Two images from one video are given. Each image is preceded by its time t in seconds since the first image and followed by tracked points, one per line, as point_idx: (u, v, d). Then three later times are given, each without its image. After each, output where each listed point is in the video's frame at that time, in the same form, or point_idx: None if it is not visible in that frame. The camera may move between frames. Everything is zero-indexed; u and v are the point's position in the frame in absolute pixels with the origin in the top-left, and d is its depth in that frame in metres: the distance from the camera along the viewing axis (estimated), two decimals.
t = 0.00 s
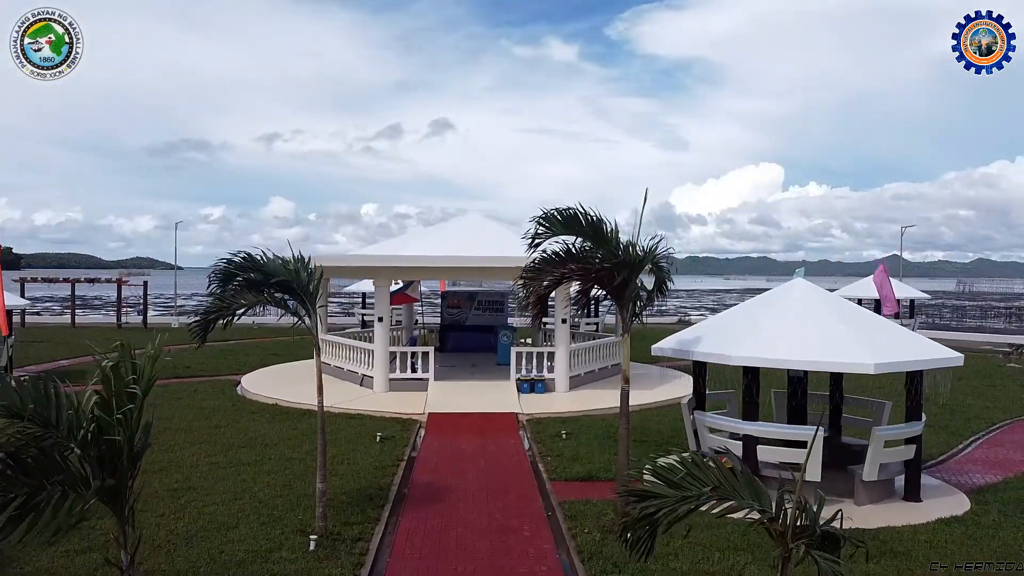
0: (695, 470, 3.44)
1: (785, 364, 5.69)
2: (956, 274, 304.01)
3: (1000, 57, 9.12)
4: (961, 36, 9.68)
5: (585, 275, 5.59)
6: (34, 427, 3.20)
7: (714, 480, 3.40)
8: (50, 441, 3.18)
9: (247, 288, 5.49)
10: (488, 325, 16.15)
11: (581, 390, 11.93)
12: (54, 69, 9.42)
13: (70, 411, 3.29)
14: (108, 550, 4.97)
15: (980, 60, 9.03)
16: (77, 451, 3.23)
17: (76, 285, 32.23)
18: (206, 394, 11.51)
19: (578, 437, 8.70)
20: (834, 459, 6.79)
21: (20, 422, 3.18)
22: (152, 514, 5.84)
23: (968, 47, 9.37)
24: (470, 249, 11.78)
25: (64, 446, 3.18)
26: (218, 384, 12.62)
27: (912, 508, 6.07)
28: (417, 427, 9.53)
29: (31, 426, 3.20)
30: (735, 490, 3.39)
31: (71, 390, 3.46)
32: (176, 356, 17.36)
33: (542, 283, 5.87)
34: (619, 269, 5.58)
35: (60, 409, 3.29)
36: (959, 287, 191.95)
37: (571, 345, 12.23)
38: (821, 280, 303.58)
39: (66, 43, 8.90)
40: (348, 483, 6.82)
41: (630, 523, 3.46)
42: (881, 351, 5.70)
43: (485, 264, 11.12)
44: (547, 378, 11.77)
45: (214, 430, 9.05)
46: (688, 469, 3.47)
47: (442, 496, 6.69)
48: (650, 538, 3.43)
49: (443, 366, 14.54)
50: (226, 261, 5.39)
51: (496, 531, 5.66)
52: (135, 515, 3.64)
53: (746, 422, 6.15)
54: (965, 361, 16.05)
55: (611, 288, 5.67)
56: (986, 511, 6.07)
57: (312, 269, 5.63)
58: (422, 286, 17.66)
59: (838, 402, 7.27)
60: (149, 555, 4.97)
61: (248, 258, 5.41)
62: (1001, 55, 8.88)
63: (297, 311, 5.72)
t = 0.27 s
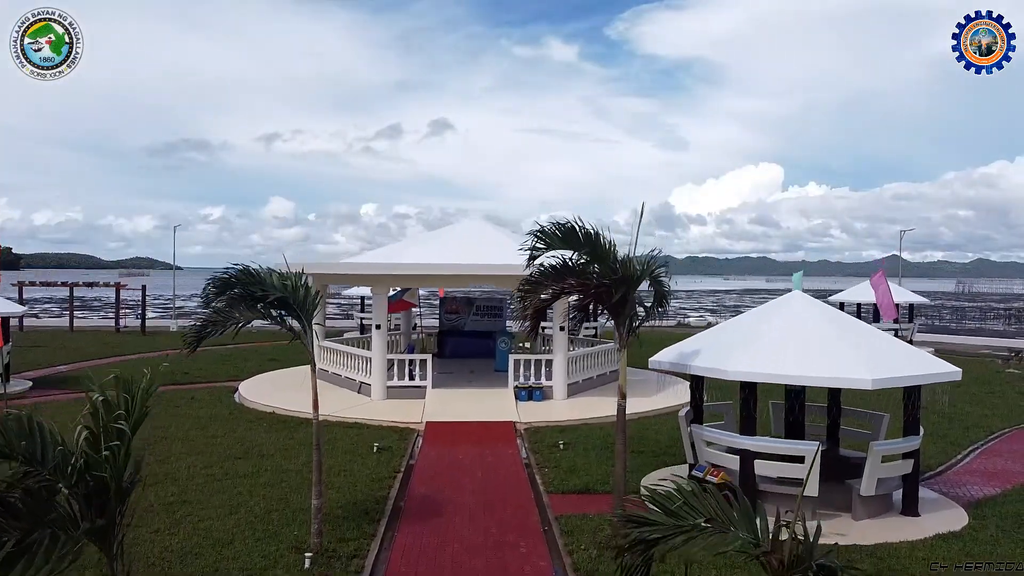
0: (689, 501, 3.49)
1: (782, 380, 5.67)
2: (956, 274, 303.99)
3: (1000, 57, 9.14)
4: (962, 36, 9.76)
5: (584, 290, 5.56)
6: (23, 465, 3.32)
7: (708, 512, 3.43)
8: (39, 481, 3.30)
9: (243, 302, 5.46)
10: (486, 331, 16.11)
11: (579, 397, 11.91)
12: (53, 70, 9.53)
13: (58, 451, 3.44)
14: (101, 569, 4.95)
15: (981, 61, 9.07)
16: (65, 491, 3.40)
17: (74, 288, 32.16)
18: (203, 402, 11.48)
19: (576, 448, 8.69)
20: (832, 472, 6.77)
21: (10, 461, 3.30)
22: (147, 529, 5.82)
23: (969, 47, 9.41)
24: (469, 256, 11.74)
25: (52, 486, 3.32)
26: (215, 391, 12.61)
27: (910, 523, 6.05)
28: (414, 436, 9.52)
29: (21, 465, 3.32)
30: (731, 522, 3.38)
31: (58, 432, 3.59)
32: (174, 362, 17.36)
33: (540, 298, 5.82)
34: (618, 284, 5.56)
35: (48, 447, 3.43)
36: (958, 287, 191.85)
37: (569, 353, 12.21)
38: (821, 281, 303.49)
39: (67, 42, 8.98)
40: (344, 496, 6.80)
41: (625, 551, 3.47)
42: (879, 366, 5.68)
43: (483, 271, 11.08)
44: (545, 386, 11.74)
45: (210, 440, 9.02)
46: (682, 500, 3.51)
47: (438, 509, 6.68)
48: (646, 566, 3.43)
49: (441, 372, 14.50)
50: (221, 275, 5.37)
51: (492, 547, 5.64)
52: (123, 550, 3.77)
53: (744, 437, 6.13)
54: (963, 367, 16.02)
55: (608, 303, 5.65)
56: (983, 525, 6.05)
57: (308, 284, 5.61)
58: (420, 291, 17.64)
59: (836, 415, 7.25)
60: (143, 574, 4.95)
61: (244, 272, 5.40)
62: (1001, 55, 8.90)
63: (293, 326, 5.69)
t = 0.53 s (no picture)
0: (686, 535, 3.45)
1: (780, 397, 5.65)
2: (955, 275, 304.06)
3: (1000, 57, 9.22)
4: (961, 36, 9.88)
5: (583, 307, 5.52)
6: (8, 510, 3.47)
7: (706, 548, 3.39)
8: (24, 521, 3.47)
9: (238, 323, 5.48)
10: (485, 337, 16.08)
11: (577, 405, 11.90)
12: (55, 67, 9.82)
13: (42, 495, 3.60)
14: None
15: (982, 60, 9.12)
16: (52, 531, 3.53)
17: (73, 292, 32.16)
18: (201, 411, 11.46)
19: (574, 459, 8.69)
20: (831, 486, 6.75)
21: None
22: (143, 545, 5.81)
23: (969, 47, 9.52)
24: (468, 263, 11.73)
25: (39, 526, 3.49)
26: (213, 399, 12.60)
27: (910, 538, 6.02)
28: (412, 447, 9.51)
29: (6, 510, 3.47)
30: (729, 557, 3.35)
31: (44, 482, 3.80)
32: (173, 368, 17.36)
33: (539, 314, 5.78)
34: (616, 301, 5.53)
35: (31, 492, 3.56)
36: (958, 288, 191.85)
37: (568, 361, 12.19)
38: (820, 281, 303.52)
39: (67, 43, 9.11)
40: (341, 511, 6.79)
41: None
42: (878, 384, 5.67)
43: (483, 280, 11.06)
44: (544, 395, 11.72)
45: (208, 451, 9.00)
46: (679, 535, 3.48)
47: (436, 524, 6.66)
48: None
49: (440, 378, 14.49)
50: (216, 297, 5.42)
51: (489, 565, 5.63)
52: None
53: (743, 452, 6.10)
54: (963, 373, 16.00)
55: (606, 320, 5.61)
56: (983, 541, 6.02)
57: (303, 301, 5.60)
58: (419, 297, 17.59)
59: (835, 429, 7.22)
60: None
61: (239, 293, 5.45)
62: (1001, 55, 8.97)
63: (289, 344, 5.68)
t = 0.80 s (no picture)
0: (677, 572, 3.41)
1: (778, 414, 5.66)
2: (955, 275, 304.16)
3: (1001, 57, 9.66)
4: (961, 35, 10.35)
5: (582, 326, 5.51)
6: None
7: None
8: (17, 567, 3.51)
9: (238, 342, 5.49)
10: (484, 343, 16.07)
11: (577, 413, 11.90)
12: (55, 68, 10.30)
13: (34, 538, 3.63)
14: None
15: (985, 61, 9.47)
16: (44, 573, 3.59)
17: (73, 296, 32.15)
18: (200, 420, 11.45)
19: (573, 470, 8.70)
20: (831, 501, 6.74)
21: None
22: (142, 563, 5.81)
23: (970, 47, 9.94)
24: (469, 272, 11.73)
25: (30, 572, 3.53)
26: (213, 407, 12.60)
27: (909, 554, 6.02)
28: (411, 457, 9.52)
29: None
30: None
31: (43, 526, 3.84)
32: (173, 374, 17.37)
33: (538, 332, 5.76)
34: (616, 320, 5.48)
35: (22, 536, 3.59)
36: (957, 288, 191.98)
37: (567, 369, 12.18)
38: (819, 282, 303.61)
39: (67, 45, 9.38)
40: (339, 526, 6.78)
41: None
42: (877, 400, 5.67)
43: (484, 289, 11.06)
44: (543, 403, 11.71)
45: (208, 462, 8.99)
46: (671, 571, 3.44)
47: (435, 538, 6.66)
48: None
49: (439, 385, 14.46)
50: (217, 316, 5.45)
51: None
52: None
53: (743, 468, 6.08)
54: (963, 380, 16.02)
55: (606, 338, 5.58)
56: (983, 557, 6.01)
57: (301, 321, 5.58)
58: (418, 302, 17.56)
59: (834, 443, 7.22)
60: None
61: (239, 312, 5.46)
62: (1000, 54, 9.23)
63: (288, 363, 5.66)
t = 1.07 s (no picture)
0: None
1: (776, 432, 5.66)
2: (954, 276, 304.27)
3: (1001, 57, 10.69)
4: (962, 36, 11.25)
5: (582, 345, 5.51)
6: None
7: None
8: None
9: (239, 358, 5.45)
10: (483, 349, 16.07)
11: (576, 422, 11.89)
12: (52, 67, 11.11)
13: None
14: None
15: (987, 60, 10.42)
16: None
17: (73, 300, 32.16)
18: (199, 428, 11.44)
19: (572, 482, 8.71)
20: (831, 516, 6.73)
21: None
22: None
23: (971, 47, 10.90)
24: (469, 281, 11.73)
25: None
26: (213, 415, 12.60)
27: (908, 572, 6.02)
28: (411, 468, 9.54)
29: None
30: None
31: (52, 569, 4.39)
32: (172, 380, 17.35)
33: (537, 351, 5.72)
34: (616, 339, 5.51)
35: None
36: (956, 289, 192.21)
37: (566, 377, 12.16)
38: (819, 282, 303.54)
39: (65, 48, 10.44)
40: (339, 541, 6.79)
41: None
42: (877, 418, 5.67)
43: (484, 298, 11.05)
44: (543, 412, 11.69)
45: (206, 474, 8.96)
46: None
47: (434, 553, 6.66)
48: None
49: (439, 392, 14.44)
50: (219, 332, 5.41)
51: None
52: None
53: (741, 486, 6.08)
54: (962, 386, 16.05)
55: (605, 358, 5.56)
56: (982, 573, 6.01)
57: (302, 338, 5.55)
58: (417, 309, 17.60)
59: (834, 457, 7.21)
60: None
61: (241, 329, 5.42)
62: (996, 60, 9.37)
63: (288, 381, 5.62)
